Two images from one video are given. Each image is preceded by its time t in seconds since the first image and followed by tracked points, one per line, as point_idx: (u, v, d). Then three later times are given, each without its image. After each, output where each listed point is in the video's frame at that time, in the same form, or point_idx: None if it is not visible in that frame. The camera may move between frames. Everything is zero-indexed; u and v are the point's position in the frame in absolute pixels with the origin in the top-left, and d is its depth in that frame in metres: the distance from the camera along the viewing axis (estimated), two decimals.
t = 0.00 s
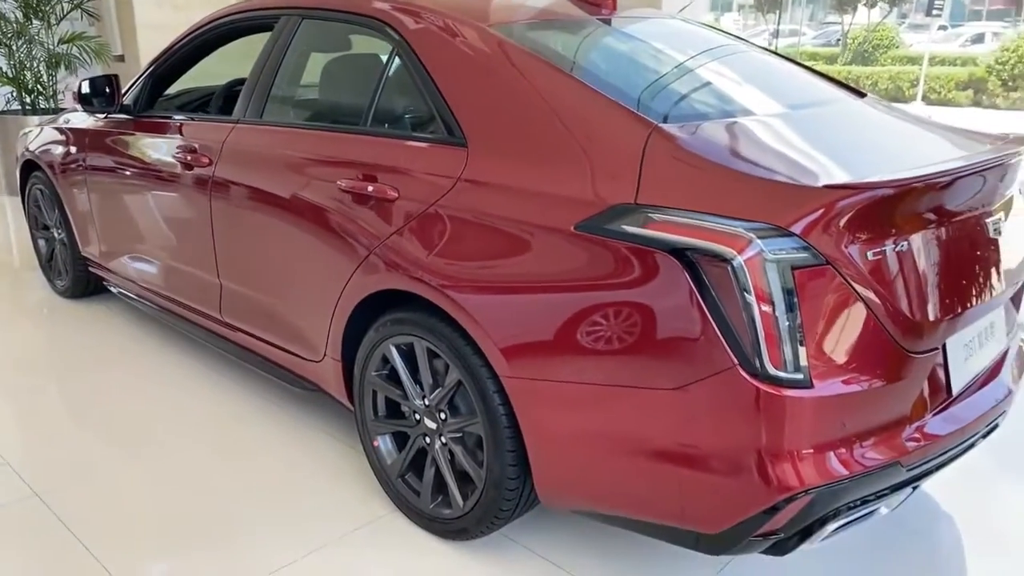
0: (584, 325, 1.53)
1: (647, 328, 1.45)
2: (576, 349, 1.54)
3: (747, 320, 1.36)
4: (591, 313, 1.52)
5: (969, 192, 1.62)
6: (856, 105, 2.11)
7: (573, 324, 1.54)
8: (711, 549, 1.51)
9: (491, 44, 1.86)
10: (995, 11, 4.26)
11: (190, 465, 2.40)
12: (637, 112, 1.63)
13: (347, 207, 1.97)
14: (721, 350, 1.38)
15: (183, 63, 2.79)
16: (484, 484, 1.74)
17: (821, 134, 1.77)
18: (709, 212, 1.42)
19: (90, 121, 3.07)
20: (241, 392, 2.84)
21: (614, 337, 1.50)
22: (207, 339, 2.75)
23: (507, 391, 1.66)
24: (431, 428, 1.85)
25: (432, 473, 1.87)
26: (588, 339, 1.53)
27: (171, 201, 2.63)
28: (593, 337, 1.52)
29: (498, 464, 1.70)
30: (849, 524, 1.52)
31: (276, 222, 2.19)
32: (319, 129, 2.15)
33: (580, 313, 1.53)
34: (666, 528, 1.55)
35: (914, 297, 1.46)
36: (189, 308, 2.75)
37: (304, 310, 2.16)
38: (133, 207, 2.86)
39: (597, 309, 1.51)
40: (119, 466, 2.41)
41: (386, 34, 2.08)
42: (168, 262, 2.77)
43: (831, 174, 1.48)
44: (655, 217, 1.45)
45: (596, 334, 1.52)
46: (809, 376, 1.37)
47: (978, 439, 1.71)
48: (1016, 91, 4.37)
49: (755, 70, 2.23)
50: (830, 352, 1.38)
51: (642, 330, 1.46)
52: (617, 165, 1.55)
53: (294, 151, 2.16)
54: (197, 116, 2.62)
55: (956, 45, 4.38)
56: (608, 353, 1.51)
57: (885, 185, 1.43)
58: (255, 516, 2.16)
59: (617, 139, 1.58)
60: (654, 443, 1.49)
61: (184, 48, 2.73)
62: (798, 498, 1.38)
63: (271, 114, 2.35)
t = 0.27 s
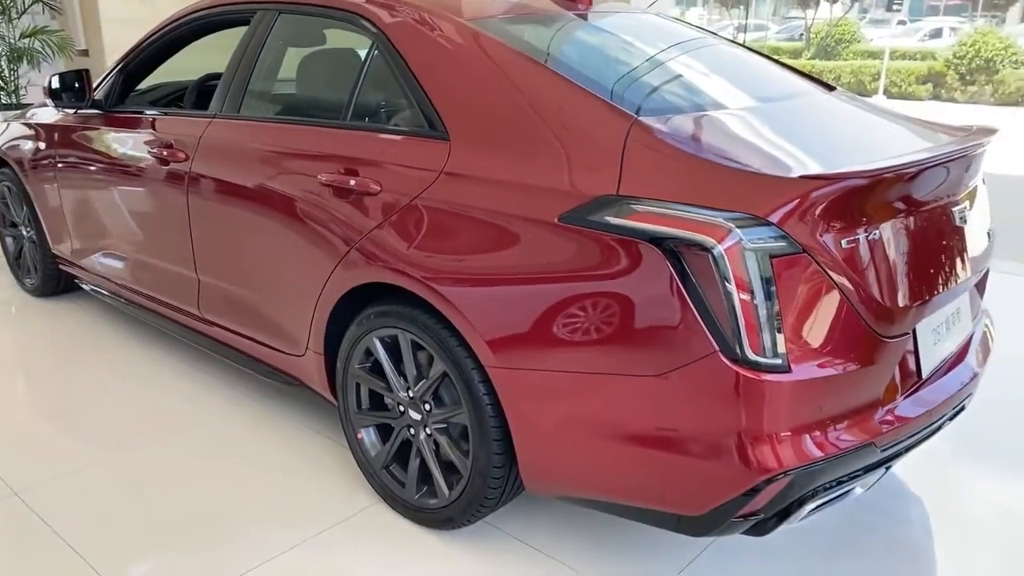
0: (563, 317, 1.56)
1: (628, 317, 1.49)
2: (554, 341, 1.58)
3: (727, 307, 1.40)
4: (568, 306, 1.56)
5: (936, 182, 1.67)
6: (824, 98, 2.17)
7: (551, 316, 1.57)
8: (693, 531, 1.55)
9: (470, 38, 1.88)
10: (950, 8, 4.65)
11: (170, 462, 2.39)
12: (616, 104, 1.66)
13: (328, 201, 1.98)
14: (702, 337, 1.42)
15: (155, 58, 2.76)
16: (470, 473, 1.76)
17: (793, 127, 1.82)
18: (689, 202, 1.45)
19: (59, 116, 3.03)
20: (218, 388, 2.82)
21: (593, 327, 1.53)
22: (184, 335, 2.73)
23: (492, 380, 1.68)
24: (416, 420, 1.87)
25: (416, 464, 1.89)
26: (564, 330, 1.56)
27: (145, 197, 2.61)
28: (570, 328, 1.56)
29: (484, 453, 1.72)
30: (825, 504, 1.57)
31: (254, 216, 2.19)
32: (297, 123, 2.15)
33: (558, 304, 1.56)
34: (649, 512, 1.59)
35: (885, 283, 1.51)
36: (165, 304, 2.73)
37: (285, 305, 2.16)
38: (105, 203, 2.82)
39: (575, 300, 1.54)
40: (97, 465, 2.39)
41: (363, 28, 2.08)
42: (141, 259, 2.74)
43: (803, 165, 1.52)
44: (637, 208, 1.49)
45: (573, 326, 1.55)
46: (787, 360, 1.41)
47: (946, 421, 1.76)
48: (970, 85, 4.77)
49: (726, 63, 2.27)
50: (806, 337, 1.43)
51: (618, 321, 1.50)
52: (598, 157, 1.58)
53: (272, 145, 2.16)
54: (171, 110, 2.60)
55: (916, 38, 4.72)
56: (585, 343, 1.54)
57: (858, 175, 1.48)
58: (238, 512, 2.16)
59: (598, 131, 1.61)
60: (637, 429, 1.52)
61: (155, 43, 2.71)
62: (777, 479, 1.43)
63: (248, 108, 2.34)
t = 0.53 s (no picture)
0: (541, 311, 1.58)
1: (608, 309, 1.51)
2: (533, 336, 1.60)
3: (708, 297, 1.42)
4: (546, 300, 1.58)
5: (907, 173, 1.71)
6: (797, 91, 2.20)
7: (529, 310, 1.59)
8: (677, 519, 1.58)
9: (448, 32, 1.87)
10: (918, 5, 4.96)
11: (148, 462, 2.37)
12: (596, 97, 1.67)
13: (308, 196, 1.97)
14: (684, 327, 1.44)
15: (126, 53, 2.72)
16: (455, 466, 1.77)
17: (768, 120, 1.85)
18: (671, 194, 1.47)
19: (27, 113, 2.98)
20: (195, 386, 2.80)
21: (571, 320, 1.55)
22: (159, 334, 2.70)
23: (477, 373, 1.69)
24: (400, 414, 1.87)
25: (400, 458, 1.90)
26: (542, 324, 1.58)
27: (118, 194, 2.58)
28: (547, 322, 1.58)
29: (469, 446, 1.73)
30: (805, 490, 1.60)
31: (232, 212, 2.17)
32: (275, 118, 2.13)
33: (536, 299, 1.58)
34: (633, 502, 1.61)
35: (861, 274, 1.55)
36: (140, 302, 2.70)
37: (264, 301, 2.15)
38: (76, 200, 2.78)
39: (553, 295, 1.56)
40: (73, 465, 2.36)
41: (340, 21, 2.07)
42: (114, 256, 2.71)
43: (778, 157, 1.55)
44: (619, 200, 1.50)
45: (550, 320, 1.57)
46: (768, 348, 1.44)
47: (919, 408, 1.80)
48: (931, 80, 5.26)
49: (701, 57, 2.30)
50: (786, 326, 1.46)
51: (596, 314, 1.52)
52: (580, 150, 1.59)
53: (249, 140, 2.14)
54: (144, 106, 2.56)
55: (879, 36, 5.17)
56: (563, 337, 1.57)
57: (834, 167, 1.51)
58: (219, 510, 2.15)
59: (579, 124, 1.62)
60: (621, 419, 1.54)
61: (126, 37, 2.67)
62: (759, 466, 1.46)
63: (224, 103, 2.32)
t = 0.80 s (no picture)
0: (518, 308, 1.57)
1: (588, 305, 1.50)
2: (510, 333, 1.59)
3: (689, 292, 1.42)
4: (522, 297, 1.57)
5: (881, 167, 1.72)
6: (770, 85, 2.21)
7: (505, 307, 1.58)
8: (659, 515, 1.58)
9: (423, 26, 1.85)
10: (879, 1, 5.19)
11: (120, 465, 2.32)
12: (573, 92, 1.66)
13: (282, 193, 1.93)
14: (665, 322, 1.44)
15: (91, 48, 2.66)
16: (435, 465, 1.75)
17: (743, 114, 1.85)
18: (650, 189, 1.47)
19: None
20: (166, 388, 2.75)
21: (549, 317, 1.55)
22: (129, 335, 2.65)
23: (456, 370, 1.67)
24: (378, 413, 1.86)
25: (379, 457, 1.88)
26: (519, 321, 1.58)
27: (84, 192, 2.52)
28: (523, 319, 1.57)
29: (449, 444, 1.71)
30: (785, 482, 1.61)
31: (203, 210, 2.13)
32: (246, 114, 2.10)
33: (512, 296, 1.57)
34: (615, 498, 1.60)
35: (838, 267, 1.56)
36: (109, 303, 2.64)
37: (237, 301, 2.11)
38: (41, 199, 2.71)
39: (530, 292, 1.56)
40: (42, 471, 2.30)
41: (312, 15, 2.04)
42: (81, 256, 2.64)
43: (756, 152, 1.55)
44: (599, 195, 1.50)
45: (526, 316, 1.57)
46: (747, 343, 1.44)
47: (895, 399, 1.82)
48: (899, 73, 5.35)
49: (674, 52, 2.30)
50: (765, 320, 1.46)
51: (572, 310, 1.52)
52: (558, 145, 1.57)
53: (220, 137, 2.10)
54: (110, 102, 2.51)
55: (845, 30, 5.36)
56: (539, 334, 1.56)
57: (811, 161, 1.51)
58: (194, 514, 2.11)
59: (557, 120, 1.60)
60: (603, 415, 1.53)
61: (91, 32, 2.60)
62: (740, 460, 1.46)
63: (194, 99, 2.27)
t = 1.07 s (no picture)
0: (494, 306, 1.54)
1: (566, 303, 1.47)
2: (485, 332, 1.55)
3: (669, 288, 1.40)
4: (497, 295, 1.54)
5: (858, 161, 1.71)
6: (744, 79, 2.19)
7: (480, 305, 1.55)
8: (640, 514, 1.55)
9: (393, 17, 1.80)
10: None
11: (83, 471, 2.24)
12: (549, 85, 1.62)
13: (249, 190, 1.88)
14: (645, 320, 1.41)
15: (47, 41, 2.57)
16: (412, 468, 1.71)
17: (719, 108, 1.83)
18: (629, 184, 1.44)
19: None
20: (132, 390, 2.67)
21: (524, 315, 1.52)
22: (92, 337, 2.57)
23: (432, 370, 1.63)
24: (352, 415, 1.81)
25: (354, 461, 1.83)
26: (493, 320, 1.54)
27: (42, 190, 2.43)
28: (496, 317, 1.54)
29: (426, 446, 1.67)
30: (765, 479, 1.60)
31: (167, 208, 2.06)
32: (211, 109, 2.03)
33: (486, 294, 1.54)
34: (595, 498, 1.57)
35: (816, 262, 1.54)
36: (71, 305, 2.56)
37: (204, 302, 2.05)
38: None
39: (504, 290, 1.52)
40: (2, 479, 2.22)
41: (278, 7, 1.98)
42: (41, 256, 2.56)
43: (734, 146, 1.53)
44: (577, 191, 1.47)
45: (501, 314, 1.53)
46: (728, 339, 1.42)
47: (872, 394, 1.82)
48: (864, 66, 5.50)
49: (648, 45, 2.28)
50: (746, 315, 1.44)
51: (547, 308, 1.49)
52: (533, 140, 1.54)
53: (184, 132, 2.03)
54: (69, 98, 2.42)
55: (811, 24, 5.51)
56: (513, 332, 1.53)
57: (789, 154, 1.49)
58: (161, 521, 2.04)
59: (533, 113, 1.57)
60: (583, 415, 1.50)
61: (47, 25, 2.51)
62: (722, 458, 1.44)
63: (156, 94, 2.20)
